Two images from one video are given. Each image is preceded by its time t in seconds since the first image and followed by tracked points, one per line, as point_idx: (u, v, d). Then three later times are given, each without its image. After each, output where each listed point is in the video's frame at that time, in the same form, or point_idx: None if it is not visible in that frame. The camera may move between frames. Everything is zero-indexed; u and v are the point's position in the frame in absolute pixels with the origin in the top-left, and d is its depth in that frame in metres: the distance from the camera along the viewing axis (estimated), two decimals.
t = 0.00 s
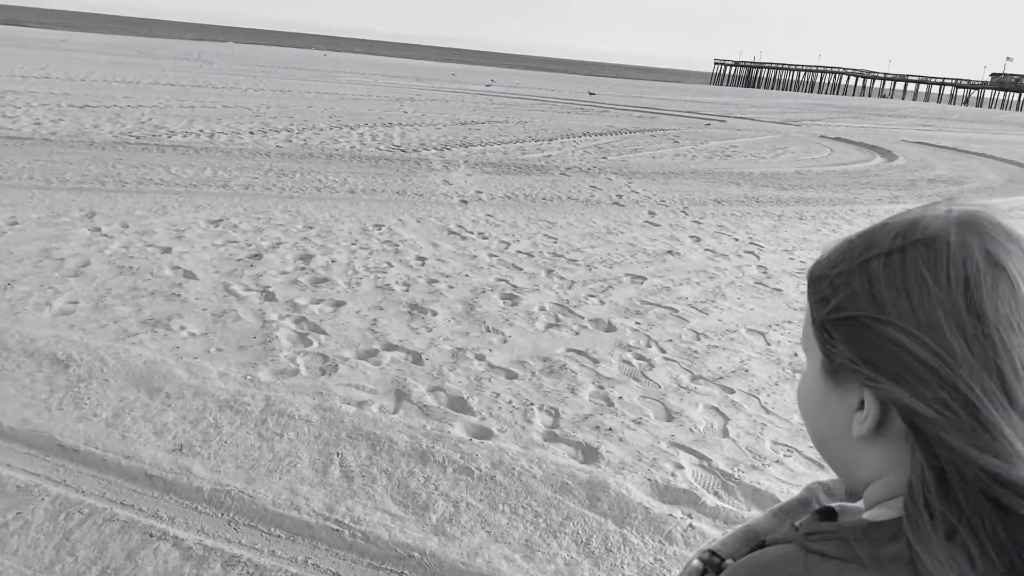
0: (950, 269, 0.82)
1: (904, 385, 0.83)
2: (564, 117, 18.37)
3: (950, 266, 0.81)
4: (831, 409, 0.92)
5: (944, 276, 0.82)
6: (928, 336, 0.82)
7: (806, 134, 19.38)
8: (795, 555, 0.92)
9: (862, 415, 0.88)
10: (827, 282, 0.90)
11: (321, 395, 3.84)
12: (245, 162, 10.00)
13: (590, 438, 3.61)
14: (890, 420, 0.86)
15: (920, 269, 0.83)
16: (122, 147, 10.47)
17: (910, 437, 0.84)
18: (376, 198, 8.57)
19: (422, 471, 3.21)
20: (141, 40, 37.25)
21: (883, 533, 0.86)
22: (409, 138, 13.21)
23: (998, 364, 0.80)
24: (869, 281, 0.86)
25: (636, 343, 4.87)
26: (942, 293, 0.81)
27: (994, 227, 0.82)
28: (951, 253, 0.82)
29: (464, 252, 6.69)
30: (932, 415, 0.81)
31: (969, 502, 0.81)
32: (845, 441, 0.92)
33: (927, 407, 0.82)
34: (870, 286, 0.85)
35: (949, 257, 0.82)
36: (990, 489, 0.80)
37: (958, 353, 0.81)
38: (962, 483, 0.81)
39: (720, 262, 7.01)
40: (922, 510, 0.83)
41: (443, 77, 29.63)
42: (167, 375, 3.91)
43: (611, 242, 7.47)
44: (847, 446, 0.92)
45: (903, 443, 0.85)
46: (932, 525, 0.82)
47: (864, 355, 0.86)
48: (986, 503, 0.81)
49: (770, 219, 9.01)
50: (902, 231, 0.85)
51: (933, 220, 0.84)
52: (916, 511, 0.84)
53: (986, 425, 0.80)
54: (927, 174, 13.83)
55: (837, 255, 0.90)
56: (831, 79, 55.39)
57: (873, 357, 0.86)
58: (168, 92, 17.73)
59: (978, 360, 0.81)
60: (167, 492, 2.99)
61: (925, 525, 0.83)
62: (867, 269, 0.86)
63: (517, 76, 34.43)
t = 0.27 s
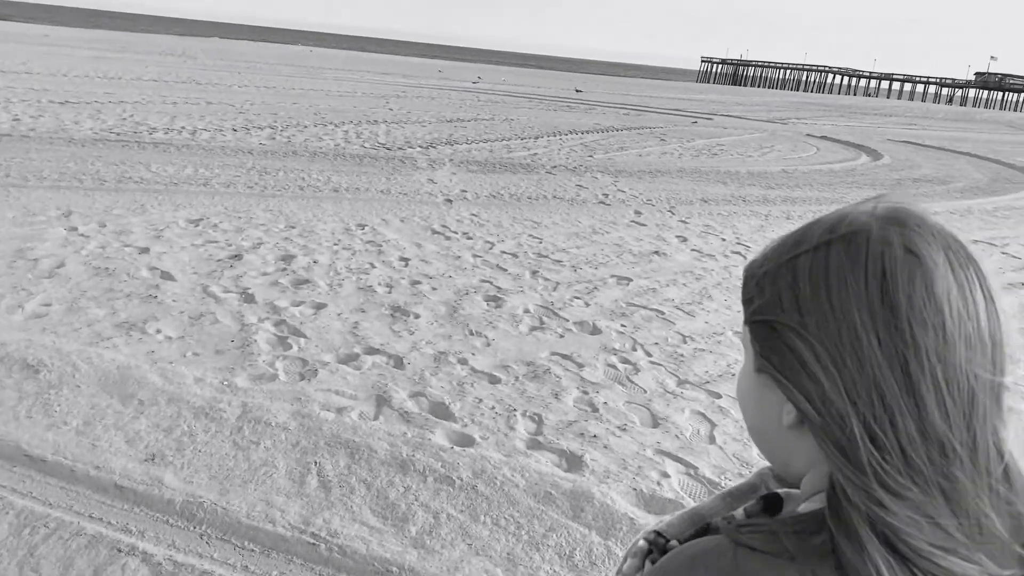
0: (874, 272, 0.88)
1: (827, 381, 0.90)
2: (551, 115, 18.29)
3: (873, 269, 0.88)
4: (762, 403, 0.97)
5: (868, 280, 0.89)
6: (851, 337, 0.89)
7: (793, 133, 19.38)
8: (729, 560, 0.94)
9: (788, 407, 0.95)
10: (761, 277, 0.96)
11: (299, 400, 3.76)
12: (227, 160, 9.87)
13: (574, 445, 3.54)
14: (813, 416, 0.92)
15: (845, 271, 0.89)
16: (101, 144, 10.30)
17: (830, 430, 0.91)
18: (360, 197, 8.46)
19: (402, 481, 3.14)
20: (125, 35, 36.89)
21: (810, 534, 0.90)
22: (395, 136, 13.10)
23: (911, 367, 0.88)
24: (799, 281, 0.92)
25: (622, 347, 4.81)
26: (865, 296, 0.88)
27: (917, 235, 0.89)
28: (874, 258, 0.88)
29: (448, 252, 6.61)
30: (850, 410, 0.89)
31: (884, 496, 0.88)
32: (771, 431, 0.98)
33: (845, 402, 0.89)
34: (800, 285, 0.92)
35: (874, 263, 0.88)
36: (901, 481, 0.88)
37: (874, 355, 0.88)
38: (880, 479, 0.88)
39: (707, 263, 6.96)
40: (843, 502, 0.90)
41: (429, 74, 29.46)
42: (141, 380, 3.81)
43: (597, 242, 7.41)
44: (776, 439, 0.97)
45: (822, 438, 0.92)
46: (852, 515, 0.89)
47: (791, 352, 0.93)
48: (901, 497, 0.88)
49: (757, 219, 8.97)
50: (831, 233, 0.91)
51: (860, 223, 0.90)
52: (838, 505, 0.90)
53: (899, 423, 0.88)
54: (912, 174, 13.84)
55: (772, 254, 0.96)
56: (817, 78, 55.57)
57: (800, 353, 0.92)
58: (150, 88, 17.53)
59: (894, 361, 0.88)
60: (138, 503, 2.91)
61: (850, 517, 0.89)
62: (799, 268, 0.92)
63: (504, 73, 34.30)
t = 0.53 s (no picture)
0: (848, 261, 0.85)
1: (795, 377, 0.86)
2: (543, 113, 18.26)
3: (843, 258, 0.85)
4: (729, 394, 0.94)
5: (840, 268, 0.84)
6: (822, 326, 0.85)
7: (785, 132, 19.40)
8: (695, 527, 0.92)
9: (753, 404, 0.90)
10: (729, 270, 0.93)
11: (287, 405, 3.71)
12: (216, 159, 9.80)
13: (566, 451, 3.50)
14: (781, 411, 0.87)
15: (818, 261, 0.86)
16: (89, 142, 10.21)
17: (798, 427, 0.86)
18: (350, 196, 8.41)
19: (391, 488, 3.09)
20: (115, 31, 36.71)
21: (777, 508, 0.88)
22: (386, 134, 13.04)
23: (886, 358, 0.84)
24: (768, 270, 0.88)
25: (614, 349, 4.77)
26: (836, 285, 0.84)
27: (891, 223, 0.86)
28: (847, 247, 0.85)
29: (439, 253, 6.56)
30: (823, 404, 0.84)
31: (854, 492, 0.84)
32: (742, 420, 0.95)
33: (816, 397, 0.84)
34: (771, 274, 0.88)
35: (846, 251, 0.85)
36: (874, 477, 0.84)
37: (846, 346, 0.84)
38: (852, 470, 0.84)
39: (699, 264, 6.93)
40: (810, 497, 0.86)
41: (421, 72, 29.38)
42: (126, 385, 3.75)
43: (589, 242, 7.38)
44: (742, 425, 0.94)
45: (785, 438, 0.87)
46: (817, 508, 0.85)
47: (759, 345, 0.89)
48: (875, 490, 0.84)
49: (749, 219, 8.95)
50: (802, 222, 0.88)
51: (831, 214, 0.87)
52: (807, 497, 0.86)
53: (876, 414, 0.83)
54: (904, 173, 13.86)
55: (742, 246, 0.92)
56: (808, 76, 55.72)
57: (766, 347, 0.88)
58: (140, 86, 17.43)
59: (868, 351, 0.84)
60: (121, 512, 2.85)
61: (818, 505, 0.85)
62: (767, 257, 0.88)
63: (496, 71, 34.23)
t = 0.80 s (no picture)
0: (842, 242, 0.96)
1: (794, 348, 0.95)
2: (532, 112, 18.17)
3: (837, 241, 0.96)
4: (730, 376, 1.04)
5: (834, 248, 0.95)
6: (818, 300, 0.94)
7: (775, 131, 19.37)
8: (675, 522, 1.02)
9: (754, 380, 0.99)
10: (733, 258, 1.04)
11: (271, 413, 3.63)
12: (202, 158, 9.67)
13: (556, 459, 3.43)
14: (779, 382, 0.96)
15: (815, 243, 0.97)
16: (72, 141, 10.06)
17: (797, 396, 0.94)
18: (338, 196, 8.31)
19: (376, 499, 3.02)
20: (102, 28, 36.39)
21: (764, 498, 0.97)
22: (374, 133, 12.93)
23: (879, 328, 0.93)
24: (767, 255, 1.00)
25: (604, 353, 4.71)
26: (828, 266, 0.95)
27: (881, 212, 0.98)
28: (841, 231, 0.96)
29: (427, 254, 6.48)
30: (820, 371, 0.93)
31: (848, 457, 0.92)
32: (738, 405, 1.04)
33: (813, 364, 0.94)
34: (769, 259, 0.99)
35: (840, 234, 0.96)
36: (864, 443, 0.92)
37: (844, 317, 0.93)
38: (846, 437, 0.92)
39: (690, 265, 6.87)
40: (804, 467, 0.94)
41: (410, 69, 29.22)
42: (106, 392, 3.67)
43: (579, 243, 7.31)
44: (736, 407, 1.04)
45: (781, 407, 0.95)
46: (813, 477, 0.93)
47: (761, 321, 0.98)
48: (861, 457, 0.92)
49: (739, 219, 8.89)
50: (798, 215, 1.00)
51: (825, 206, 0.99)
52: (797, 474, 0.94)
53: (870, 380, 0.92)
54: (893, 173, 13.85)
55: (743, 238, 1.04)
56: (797, 75, 55.80)
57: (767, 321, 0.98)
58: (125, 83, 17.24)
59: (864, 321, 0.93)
60: (97, 525, 2.77)
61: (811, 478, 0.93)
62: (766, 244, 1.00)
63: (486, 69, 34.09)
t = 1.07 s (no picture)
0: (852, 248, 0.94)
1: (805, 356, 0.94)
2: (523, 111, 18.10)
3: (847, 247, 0.94)
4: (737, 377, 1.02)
5: (845, 256, 0.94)
6: (832, 308, 0.93)
7: (765, 130, 19.36)
8: (673, 517, 0.98)
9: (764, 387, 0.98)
10: (735, 263, 1.02)
11: (257, 420, 3.55)
12: (189, 158, 9.56)
13: (548, 466, 3.36)
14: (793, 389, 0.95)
15: (823, 250, 0.95)
16: (57, 139, 9.93)
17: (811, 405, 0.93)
18: (327, 196, 8.22)
19: (364, 509, 2.94)
20: (90, 26, 36.13)
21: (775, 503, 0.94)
22: (364, 132, 12.83)
23: (893, 337, 0.92)
24: (773, 259, 0.97)
25: (596, 357, 4.64)
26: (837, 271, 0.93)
27: (887, 216, 0.97)
28: (849, 236, 0.95)
29: (417, 255, 6.40)
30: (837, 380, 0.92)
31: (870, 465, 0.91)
32: (742, 412, 1.01)
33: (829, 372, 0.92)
34: (776, 266, 0.97)
35: (849, 240, 0.94)
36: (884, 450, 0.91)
37: (858, 325, 0.92)
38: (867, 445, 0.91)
39: (682, 266, 6.82)
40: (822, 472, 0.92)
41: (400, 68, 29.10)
42: (86, 399, 3.58)
43: (570, 244, 7.25)
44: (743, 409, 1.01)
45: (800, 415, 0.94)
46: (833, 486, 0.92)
47: (770, 328, 0.96)
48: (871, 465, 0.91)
49: (731, 220, 8.85)
50: (803, 219, 0.98)
51: (831, 211, 0.97)
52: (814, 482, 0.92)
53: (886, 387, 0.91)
54: (884, 173, 13.85)
55: (746, 241, 1.01)
56: (787, 74, 55.94)
57: (777, 327, 0.96)
58: (112, 81, 17.07)
59: (878, 329, 0.92)
60: (75, 538, 2.69)
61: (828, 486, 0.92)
62: (771, 250, 0.98)
63: (477, 68, 33.99)
